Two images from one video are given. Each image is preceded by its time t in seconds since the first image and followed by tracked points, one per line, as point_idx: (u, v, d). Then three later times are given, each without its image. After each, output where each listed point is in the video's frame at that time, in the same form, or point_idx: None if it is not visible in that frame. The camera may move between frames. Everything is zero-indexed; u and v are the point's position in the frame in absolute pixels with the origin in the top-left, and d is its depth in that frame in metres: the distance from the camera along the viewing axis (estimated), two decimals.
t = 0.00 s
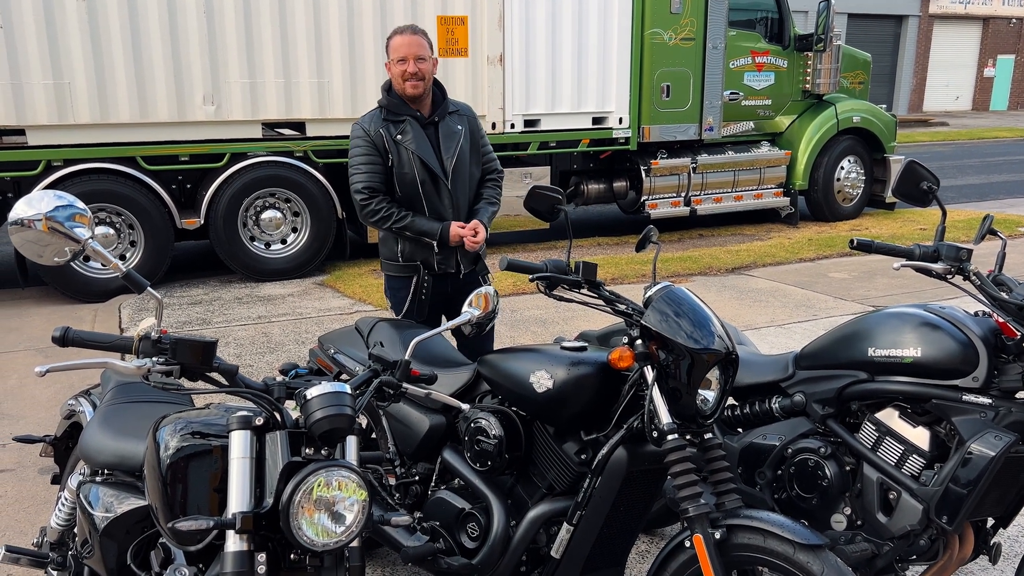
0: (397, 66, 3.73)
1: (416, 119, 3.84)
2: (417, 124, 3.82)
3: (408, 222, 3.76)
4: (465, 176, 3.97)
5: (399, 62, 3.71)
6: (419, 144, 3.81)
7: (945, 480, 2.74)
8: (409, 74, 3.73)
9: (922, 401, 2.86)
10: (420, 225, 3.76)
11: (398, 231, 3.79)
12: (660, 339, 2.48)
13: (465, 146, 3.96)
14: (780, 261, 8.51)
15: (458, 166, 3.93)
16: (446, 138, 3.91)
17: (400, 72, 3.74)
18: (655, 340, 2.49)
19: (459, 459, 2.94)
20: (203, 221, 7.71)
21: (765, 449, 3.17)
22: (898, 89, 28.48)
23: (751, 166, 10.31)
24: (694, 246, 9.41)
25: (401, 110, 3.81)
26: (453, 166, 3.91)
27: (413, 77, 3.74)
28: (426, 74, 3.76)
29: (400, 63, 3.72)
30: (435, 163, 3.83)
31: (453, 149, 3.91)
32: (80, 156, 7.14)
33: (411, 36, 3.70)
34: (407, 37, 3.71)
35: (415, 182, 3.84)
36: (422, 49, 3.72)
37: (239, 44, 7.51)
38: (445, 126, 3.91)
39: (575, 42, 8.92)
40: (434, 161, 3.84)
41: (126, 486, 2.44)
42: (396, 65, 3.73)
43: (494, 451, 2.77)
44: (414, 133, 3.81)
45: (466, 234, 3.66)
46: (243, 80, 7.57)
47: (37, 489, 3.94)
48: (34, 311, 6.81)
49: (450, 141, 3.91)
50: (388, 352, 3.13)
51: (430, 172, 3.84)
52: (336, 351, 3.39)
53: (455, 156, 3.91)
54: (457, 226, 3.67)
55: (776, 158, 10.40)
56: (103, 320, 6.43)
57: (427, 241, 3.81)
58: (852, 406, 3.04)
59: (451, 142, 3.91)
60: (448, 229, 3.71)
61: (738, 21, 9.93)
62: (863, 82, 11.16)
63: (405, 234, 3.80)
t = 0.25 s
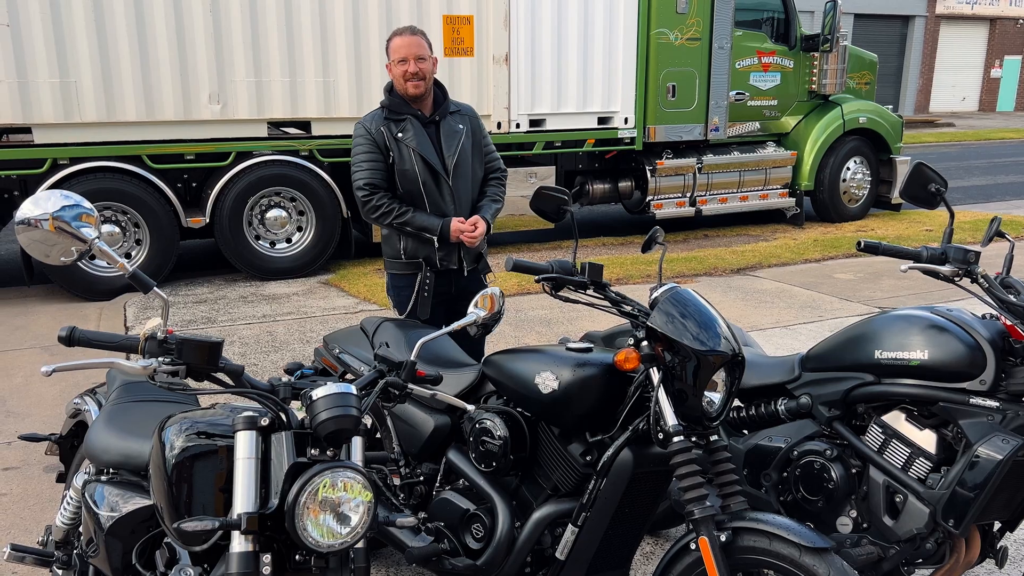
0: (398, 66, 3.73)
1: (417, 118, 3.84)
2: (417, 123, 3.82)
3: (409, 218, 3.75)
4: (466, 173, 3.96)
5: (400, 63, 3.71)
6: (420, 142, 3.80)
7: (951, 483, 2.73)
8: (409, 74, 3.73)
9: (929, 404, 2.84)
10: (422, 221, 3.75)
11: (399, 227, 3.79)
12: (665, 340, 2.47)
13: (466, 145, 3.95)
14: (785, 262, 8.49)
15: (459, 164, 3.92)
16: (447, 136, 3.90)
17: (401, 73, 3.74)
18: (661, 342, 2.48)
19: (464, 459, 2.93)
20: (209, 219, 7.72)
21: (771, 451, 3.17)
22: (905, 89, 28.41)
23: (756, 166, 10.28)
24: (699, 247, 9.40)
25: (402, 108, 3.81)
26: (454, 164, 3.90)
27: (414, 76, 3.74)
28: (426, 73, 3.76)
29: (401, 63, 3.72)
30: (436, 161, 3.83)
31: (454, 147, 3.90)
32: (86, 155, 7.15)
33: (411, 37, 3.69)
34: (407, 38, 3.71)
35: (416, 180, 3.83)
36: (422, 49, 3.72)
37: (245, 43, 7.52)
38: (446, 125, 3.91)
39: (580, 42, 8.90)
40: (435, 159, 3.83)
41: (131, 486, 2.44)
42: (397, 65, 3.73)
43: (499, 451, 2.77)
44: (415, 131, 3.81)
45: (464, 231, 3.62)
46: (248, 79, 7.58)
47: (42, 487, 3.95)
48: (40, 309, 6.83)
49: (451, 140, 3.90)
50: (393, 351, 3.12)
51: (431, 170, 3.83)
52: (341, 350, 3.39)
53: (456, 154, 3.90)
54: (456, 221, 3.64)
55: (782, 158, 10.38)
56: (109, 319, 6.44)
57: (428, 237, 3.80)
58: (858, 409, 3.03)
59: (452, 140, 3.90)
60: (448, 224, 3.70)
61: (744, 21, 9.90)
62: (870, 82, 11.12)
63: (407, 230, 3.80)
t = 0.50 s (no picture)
0: (415, 64, 3.74)
1: (430, 114, 3.85)
2: (430, 119, 3.83)
3: (415, 210, 3.77)
4: (473, 172, 3.98)
5: (417, 60, 3.72)
6: (431, 138, 3.82)
7: (961, 484, 2.73)
8: (426, 72, 3.74)
9: (938, 404, 2.84)
10: (427, 215, 3.77)
11: (404, 219, 3.80)
12: (675, 339, 2.47)
13: (475, 145, 3.96)
14: (792, 263, 8.48)
15: (467, 163, 3.94)
16: (458, 135, 3.91)
17: (417, 70, 3.75)
18: (670, 340, 2.48)
19: (472, 457, 2.94)
20: (216, 217, 7.74)
21: (779, 450, 3.16)
22: (912, 90, 28.34)
23: (763, 166, 10.27)
24: (706, 247, 9.39)
25: (416, 103, 3.82)
26: (462, 162, 3.91)
27: (431, 74, 3.75)
28: (443, 72, 3.77)
29: (418, 61, 3.73)
30: (445, 158, 3.84)
31: (464, 146, 3.91)
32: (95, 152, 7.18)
33: (428, 35, 3.71)
34: (425, 36, 3.72)
35: (424, 175, 3.85)
36: (439, 48, 3.74)
37: (253, 42, 7.54)
38: (458, 123, 3.91)
39: (588, 41, 8.90)
40: (444, 156, 3.85)
41: (141, 480, 2.45)
42: (413, 63, 3.74)
43: (507, 449, 2.78)
44: (427, 127, 3.82)
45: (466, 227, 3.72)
46: (257, 77, 7.60)
47: (51, 482, 3.97)
48: (49, 305, 6.85)
49: (461, 139, 3.91)
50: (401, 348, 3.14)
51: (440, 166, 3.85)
52: (349, 347, 3.40)
53: (465, 153, 3.92)
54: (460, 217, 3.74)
55: (789, 159, 10.36)
56: (117, 315, 6.46)
57: (432, 231, 3.82)
58: (867, 409, 3.02)
59: (462, 139, 3.91)
60: (453, 220, 3.74)
61: (752, 21, 9.89)
62: (878, 83, 11.10)
63: (412, 223, 3.81)
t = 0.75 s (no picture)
0: (435, 67, 3.72)
1: (438, 117, 3.85)
2: (437, 122, 3.84)
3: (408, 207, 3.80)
4: (471, 179, 3.98)
5: (438, 64, 3.71)
6: (435, 141, 3.84)
7: (969, 486, 2.72)
8: (445, 77, 3.72)
9: (947, 406, 2.83)
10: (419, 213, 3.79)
11: (397, 214, 3.82)
12: (683, 339, 2.47)
13: (478, 154, 3.96)
14: (798, 263, 8.47)
15: (467, 169, 3.94)
16: (463, 141, 3.91)
17: (437, 73, 3.73)
18: (678, 340, 2.48)
19: (479, 456, 2.94)
20: (223, 215, 7.75)
21: (786, 451, 3.16)
22: (919, 91, 28.27)
23: (770, 167, 10.26)
24: (712, 247, 9.37)
25: (426, 103, 3.82)
26: (462, 168, 3.91)
27: (449, 80, 3.74)
28: (460, 79, 3.77)
29: (439, 65, 3.72)
30: (445, 162, 3.86)
31: (466, 153, 3.92)
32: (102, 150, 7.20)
33: (452, 42, 3.69)
34: (449, 42, 3.70)
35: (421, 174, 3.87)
36: (460, 55, 3.72)
37: (261, 40, 7.55)
38: (464, 130, 3.92)
39: (595, 40, 8.89)
40: (445, 160, 3.86)
41: (150, 477, 2.45)
42: (434, 66, 3.72)
43: (515, 448, 2.78)
44: (433, 129, 3.83)
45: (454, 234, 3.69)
46: (264, 76, 7.61)
47: (59, 478, 3.98)
48: (56, 302, 6.88)
49: (465, 145, 3.91)
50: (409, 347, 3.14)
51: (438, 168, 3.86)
52: (356, 346, 3.40)
53: (465, 159, 3.92)
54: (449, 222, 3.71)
55: (795, 159, 10.34)
56: (124, 313, 6.48)
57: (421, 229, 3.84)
58: (875, 410, 3.02)
59: (465, 146, 3.91)
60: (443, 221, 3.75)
61: (760, 21, 9.87)
62: (885, 83, 11.07)
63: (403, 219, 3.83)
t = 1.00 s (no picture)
0: (440, 69, 3.75)
1: (435, 112, 3.87)
2: (433, 118, 3.86)
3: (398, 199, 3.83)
4: (466, 176, 3.97)
5: (443, 68, 3.73)
6: (431, 136, 3.86)
7: (979, 489, 2.71)
8: (448, 81, 3.75)
9: (957, 408, 2.82)
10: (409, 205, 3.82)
11: (387, 205, 3.87)
12: (693, 340, 2.46)
13: (475, 152, 3.95)
14: (806, 264, 8.46)
15: (462, 165, 3.94)
16: (460, 138, 3.91)
17: (440, 76, 3.76)
18: (688, 341, 2.47)
19: (487, 455, 2.94)
20: (231, 213, 7.77)
21: (795, 452, 3.16)
22: (928, 92, 28.18)
23: (778, 167, 10.24)
24: (720, 247, 9.36)
25: (425, 98, 3.86)
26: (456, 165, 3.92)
27: (451, 84, 3.77)
28: (463, 83, 3.80)
29: (443, 68, 3.74)
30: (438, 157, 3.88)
31: (462, 150, 3.92)
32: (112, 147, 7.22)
33: (459, 47, 3.69)
34: (455, 46, 3.70)
35: (415, 168, 3.89)
36: (466, 60, 3.73)
37: (270, 39, 7.56)
38: (462, 127, 3.92)
39: (603, 39, 8.88)
40: (439, 155, 3.88)
41: (161, 474, 2.46)
42: (438, 68, 3.75)
43: (524, 447, 2.78)
44: (429, 124, 3.86)
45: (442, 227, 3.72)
46: (273, 74, 7.62)
47: (68, 474, 4.00)
48: (66, 299, 6.90)
49: (462, 143, 3.91)
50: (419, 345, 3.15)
51: (431, 163, 3.88)
52: (365, 344, 3.40)
53: (461, 156, 3.92)
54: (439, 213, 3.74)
55: (804, 160, 10.32)
56: (133, 309, 6.50)
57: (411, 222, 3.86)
58: (885, 412, 3.01)
59: (462, 143, 3.91)
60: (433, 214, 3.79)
61: (769, 21, 9.84)
62: (895, 84, 11.03)
63: (394, 210, 3.87)
